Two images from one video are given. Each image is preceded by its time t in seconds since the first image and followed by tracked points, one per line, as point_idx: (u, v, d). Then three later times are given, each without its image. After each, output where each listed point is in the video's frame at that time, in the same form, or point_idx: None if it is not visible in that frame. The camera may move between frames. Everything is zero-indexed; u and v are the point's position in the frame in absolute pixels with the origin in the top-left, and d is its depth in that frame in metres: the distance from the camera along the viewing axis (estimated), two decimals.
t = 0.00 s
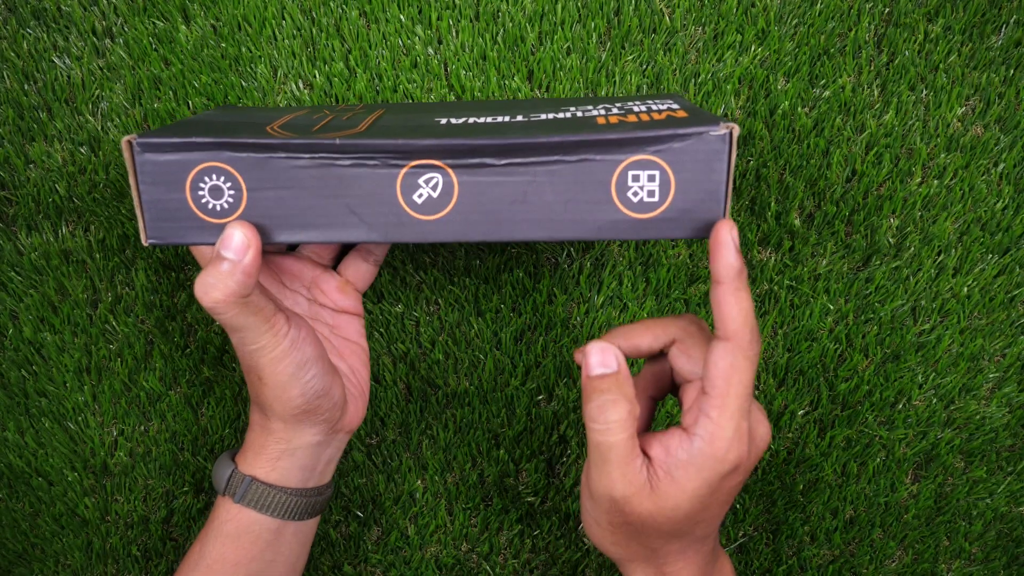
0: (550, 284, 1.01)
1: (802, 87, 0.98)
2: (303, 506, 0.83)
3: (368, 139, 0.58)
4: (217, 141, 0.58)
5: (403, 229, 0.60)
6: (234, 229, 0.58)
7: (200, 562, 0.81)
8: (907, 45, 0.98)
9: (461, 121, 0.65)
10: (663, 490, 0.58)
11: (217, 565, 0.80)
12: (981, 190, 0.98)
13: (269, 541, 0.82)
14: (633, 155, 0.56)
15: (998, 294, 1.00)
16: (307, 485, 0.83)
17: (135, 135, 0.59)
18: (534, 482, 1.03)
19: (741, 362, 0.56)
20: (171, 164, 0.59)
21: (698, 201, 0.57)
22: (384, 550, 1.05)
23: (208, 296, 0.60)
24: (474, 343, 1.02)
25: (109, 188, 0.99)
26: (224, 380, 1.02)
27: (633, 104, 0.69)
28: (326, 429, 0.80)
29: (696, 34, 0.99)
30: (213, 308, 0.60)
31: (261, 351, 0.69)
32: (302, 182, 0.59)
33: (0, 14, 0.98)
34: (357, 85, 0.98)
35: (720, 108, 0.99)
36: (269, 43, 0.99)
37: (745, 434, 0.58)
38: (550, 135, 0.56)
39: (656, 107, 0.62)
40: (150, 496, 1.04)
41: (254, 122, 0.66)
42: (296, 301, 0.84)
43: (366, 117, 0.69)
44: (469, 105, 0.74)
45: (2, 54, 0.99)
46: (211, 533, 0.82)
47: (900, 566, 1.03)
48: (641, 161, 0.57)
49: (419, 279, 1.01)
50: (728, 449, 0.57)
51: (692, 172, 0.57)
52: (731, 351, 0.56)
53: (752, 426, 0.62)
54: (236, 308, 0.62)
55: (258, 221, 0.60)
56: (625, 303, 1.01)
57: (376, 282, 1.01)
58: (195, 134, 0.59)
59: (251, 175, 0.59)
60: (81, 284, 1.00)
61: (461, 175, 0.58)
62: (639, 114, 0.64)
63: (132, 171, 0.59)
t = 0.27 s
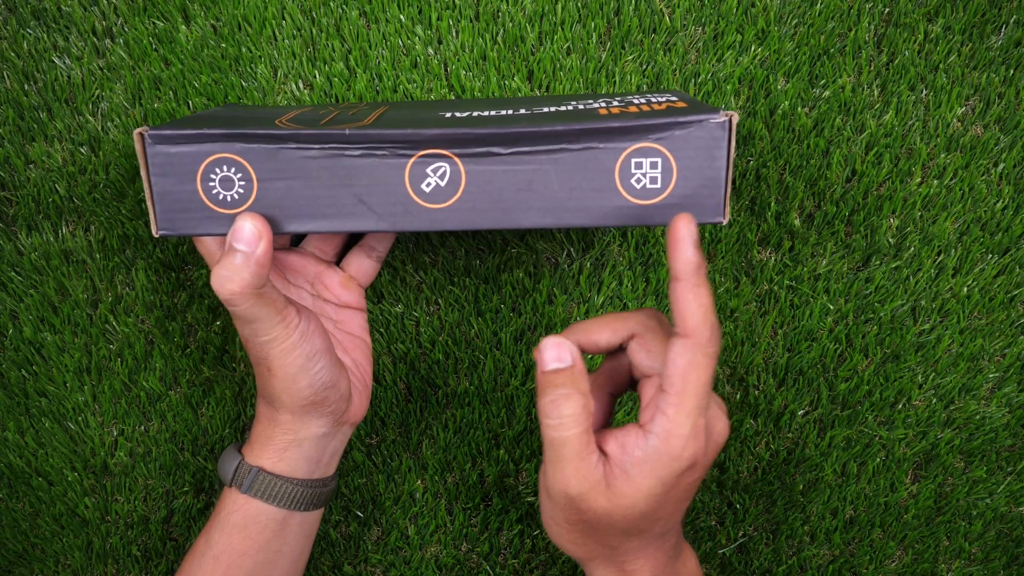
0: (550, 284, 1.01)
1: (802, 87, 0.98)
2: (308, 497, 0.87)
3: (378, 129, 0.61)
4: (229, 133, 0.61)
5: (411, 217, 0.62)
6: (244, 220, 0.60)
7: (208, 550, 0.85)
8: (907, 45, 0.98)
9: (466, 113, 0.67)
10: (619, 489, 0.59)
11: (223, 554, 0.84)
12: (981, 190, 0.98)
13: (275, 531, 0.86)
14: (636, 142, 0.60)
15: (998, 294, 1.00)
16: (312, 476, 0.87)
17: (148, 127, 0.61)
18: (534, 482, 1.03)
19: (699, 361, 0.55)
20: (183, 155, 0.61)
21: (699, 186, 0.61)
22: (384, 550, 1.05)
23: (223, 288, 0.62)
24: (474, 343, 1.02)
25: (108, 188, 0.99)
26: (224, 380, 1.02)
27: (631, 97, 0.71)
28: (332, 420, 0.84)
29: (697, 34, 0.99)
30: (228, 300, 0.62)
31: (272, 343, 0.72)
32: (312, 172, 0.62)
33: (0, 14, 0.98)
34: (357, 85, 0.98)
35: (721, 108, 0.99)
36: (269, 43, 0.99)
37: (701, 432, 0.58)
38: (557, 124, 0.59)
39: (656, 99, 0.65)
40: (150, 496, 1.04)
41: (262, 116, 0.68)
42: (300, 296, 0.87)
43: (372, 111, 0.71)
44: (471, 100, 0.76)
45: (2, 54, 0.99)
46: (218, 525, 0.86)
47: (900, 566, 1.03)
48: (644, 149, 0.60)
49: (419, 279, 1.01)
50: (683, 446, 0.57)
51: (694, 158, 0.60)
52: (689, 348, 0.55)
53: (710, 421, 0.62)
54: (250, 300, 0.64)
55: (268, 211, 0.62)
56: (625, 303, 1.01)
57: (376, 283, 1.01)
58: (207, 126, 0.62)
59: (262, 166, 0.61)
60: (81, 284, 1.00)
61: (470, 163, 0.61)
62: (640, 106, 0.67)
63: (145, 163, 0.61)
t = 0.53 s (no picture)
0: (550, 284, 1.01)
1: (802, 87, 0.98)
2: (309, 491, 0.88)
3: (382, 127, 0.61)
4: (234, 128, 0.61)
5: (413, 215, 0.63)
6: (247, 218, 0.61)
7: (209, 543, 0.86)
8: (907, 45, 0.98)
9: (469, 113, 0.68)
10: (486, 496, 0.59)
11: (225, 546, 0.84)
12: (982, 190, 0.98)
13: (276, 524, 0.87)
14: (638, 143, 0.60)
15: (998, 294, 1.00)
16: (313, 470, 0.89)
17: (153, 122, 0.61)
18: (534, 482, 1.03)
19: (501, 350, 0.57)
20: (188, 150, 0.62)
21: (699, 187, 0.62)
22: (384, 550, 1.05)
23: (231, 285, 0.64)
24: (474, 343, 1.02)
25: (108, 188, 0.99)
26: (224, 380, 1.02)
27: (632, 99, 0.71)
28: (333, 416, 0.86)
29: (697, 34, 0.99)
30: (236, 295, 0.64)
31: (277, 338, 0.74)
32: (316, 169, 0.62)
33: (0, 14, 0.98)
34: (357, 85, 0.98)
35: (721, 108, 0.99)
36: (269, 43, 0.99)
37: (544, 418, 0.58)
38: (560, 124, 0.59)
39: (658, 101, 0.65)
40: (150, 496, 1.04)
41: (266, 112, 0.68)
42: (301, 293, 0.88)
43: (376, 110, 0.71)
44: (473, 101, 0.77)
45: (2, 53, 0.99)
46: (220, 518, 0.86)
47: (900, 566, 1.04)
48: (646, 150, 0.61)
49: (419, 279, 1.01)
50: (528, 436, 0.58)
51: (694, 160, 0.61)
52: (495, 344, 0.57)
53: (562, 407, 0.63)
54: (256, 297, 0.66)
55: (271, 208, 0.63)
56: (625, 303, 1.01)
57: (376, 282, 1.00)
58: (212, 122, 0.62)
59: (266, 162, 0.61)
60: (81, 284, 1.00)
61: (473, 162, 0.61)
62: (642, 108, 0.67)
63: (149, 157, 0.61)
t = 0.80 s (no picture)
0: (550, 284, 1.01)
1: (802, 87, 0.99)
2: (310, 491, 0.88)
3: (387, 126, 0.61)
4: (240, 127, 0.61)
5: (418, 213, 0.63)
6: (253, 217, 0.61)
7: (209, 542, 0.86)
8: (907, 45, 0.98)
9: (472, 113, 0.68)
10: (385, 467, 0.59)
11: (225, 546, 0.85)
12: (981, 190, 0.98)
13: (276, 524, 0.87)
14: (642, 142, 0.60)
15: (998, 294, 1.00)
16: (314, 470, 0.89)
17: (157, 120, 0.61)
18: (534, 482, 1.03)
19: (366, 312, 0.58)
20: (192, 149, 0.61)
21: (702, 185, 0.62)
22: (384, 550, 1.05)
23: (235, 283, 0.65)
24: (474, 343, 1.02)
25: (108, 188, 0.99)
26: (224, 380, 1.02)
27: (634, 98, 0.72)
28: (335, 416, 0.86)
29: (696, 34, 0.99)
30: (241, 294, 0.65)
31: (278, 337, 0.76)
32: (321, 168, 0.62)
33: (0, 14, 0.98)
34: (357, 85, 0.98)
35: (721, 108, 0.99)
36: (269, 43, 1.00)
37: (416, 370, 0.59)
38: (564, 122, 0.59)
39: (660, 100, 0.65)
40: (150, 496, 1.04)
41: (271, 112, 0.68)
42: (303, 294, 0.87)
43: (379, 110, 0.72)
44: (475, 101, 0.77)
45: (2, 53, 0.99)
46: (220, 518, 0.86)
47: (900, 566, 1.04)
48: (649, 149, 0.61)
49: (419, 279, 1.01)
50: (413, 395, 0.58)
51: (697, 159, 0.61)
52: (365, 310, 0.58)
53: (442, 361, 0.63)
54: (260, 297, 0.67)
55: (275, 208, 0.62)
56: (625, 303, 1.01)
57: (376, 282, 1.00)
58: (216, 121, 0.62)
59: (271, 161, 0.61)
60: (81, 284, 1.00)
61: (477, 160, 0.61)
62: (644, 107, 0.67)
63: (154, 155, 0.61)
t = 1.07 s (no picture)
0: (550, 284, 1.01)
1: (802, 87, 0.98)
2: (309, 491, 0.88)
3: (385, 126, 0.61)
4: (239, 128, 0.61)
5: (417, 213, 0.63)
6: (248, 217, 0.61)
7: (209, 541, 0.86)
8: (907, 45, 0.98)
9: (470, 113, 0.67)
10: (365, 434, 0.59)
11: (224, 545, 0.85)
12: (981, 190, 0.98)
13: (275, 524, 0.88)
14: (640, 141, 0.60)
15: (997, 294, 1.00)
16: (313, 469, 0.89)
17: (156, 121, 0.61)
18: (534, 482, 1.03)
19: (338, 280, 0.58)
20: (191, 149, 0.61)
21: (700, 185, 0.61)
22: (384, 550, 1.05)
23: (234, 284, 0.66)
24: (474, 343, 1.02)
25: (108, 188, 0.99)
26: (224, 380, 1.02)
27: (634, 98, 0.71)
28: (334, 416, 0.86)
29: (696, 34, 0.99)
30: (240, 294, 0.66)
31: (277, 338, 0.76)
32: (318, 167, 0.62)
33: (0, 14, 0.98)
34: (357, 85, 0.98)
35: (721, 108, 0.99)
36: (269, 43, 0.99)
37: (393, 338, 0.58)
38: (561, 122, 0.59)
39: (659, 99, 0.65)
40: (150, 496, 1.04)
41: (270, 112, 0.68)
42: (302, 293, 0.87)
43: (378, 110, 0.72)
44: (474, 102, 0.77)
45: (2, 53, 0.99)
46: (220, 518, 0.86)
47: (900, 566, 1.04)
48: (647, 148, 0.61)
49: (418, 279, 1.01)
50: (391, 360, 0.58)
51: (695, 158, 0.61)
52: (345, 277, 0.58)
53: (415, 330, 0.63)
54: (259, 297, 0.67)
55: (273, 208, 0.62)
56: (625, 303, 1.01)
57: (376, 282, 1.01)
58: (215, 121, 0.62)
59: (269, 161, 0.61)
60: (81, 284, 1.00)
61: (475, 161, 0.61)
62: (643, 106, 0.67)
63: (153, 155, 0.61)
